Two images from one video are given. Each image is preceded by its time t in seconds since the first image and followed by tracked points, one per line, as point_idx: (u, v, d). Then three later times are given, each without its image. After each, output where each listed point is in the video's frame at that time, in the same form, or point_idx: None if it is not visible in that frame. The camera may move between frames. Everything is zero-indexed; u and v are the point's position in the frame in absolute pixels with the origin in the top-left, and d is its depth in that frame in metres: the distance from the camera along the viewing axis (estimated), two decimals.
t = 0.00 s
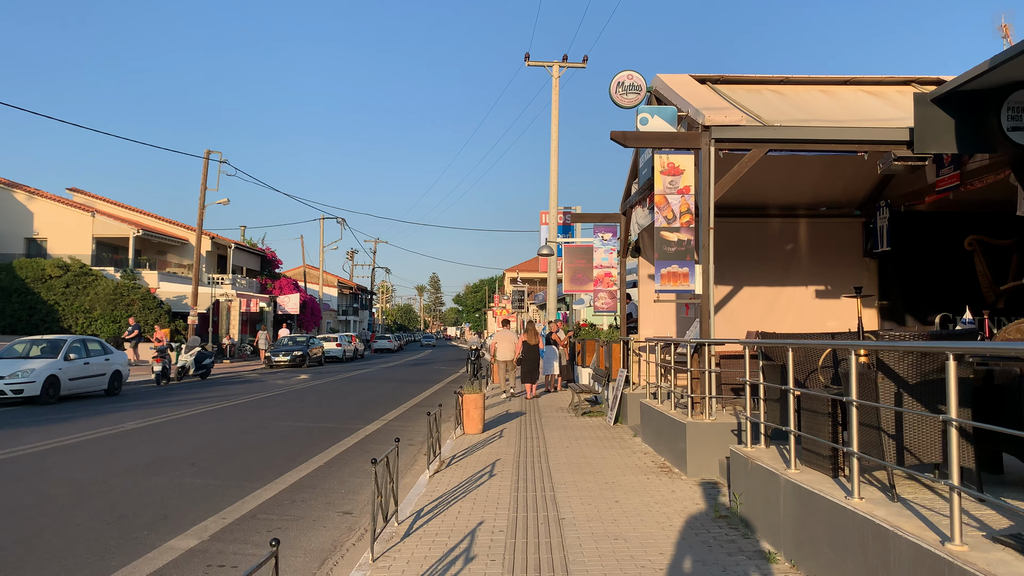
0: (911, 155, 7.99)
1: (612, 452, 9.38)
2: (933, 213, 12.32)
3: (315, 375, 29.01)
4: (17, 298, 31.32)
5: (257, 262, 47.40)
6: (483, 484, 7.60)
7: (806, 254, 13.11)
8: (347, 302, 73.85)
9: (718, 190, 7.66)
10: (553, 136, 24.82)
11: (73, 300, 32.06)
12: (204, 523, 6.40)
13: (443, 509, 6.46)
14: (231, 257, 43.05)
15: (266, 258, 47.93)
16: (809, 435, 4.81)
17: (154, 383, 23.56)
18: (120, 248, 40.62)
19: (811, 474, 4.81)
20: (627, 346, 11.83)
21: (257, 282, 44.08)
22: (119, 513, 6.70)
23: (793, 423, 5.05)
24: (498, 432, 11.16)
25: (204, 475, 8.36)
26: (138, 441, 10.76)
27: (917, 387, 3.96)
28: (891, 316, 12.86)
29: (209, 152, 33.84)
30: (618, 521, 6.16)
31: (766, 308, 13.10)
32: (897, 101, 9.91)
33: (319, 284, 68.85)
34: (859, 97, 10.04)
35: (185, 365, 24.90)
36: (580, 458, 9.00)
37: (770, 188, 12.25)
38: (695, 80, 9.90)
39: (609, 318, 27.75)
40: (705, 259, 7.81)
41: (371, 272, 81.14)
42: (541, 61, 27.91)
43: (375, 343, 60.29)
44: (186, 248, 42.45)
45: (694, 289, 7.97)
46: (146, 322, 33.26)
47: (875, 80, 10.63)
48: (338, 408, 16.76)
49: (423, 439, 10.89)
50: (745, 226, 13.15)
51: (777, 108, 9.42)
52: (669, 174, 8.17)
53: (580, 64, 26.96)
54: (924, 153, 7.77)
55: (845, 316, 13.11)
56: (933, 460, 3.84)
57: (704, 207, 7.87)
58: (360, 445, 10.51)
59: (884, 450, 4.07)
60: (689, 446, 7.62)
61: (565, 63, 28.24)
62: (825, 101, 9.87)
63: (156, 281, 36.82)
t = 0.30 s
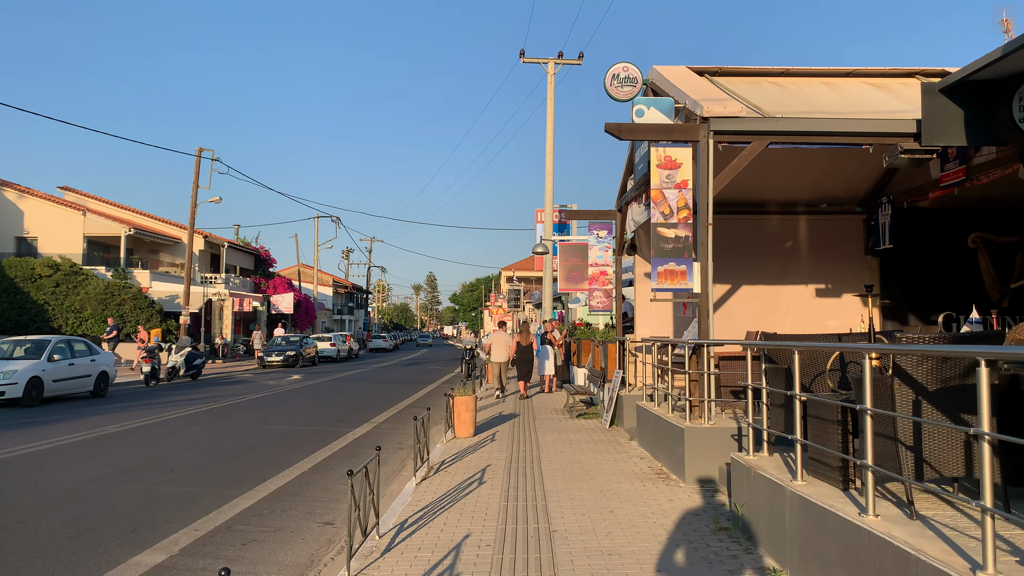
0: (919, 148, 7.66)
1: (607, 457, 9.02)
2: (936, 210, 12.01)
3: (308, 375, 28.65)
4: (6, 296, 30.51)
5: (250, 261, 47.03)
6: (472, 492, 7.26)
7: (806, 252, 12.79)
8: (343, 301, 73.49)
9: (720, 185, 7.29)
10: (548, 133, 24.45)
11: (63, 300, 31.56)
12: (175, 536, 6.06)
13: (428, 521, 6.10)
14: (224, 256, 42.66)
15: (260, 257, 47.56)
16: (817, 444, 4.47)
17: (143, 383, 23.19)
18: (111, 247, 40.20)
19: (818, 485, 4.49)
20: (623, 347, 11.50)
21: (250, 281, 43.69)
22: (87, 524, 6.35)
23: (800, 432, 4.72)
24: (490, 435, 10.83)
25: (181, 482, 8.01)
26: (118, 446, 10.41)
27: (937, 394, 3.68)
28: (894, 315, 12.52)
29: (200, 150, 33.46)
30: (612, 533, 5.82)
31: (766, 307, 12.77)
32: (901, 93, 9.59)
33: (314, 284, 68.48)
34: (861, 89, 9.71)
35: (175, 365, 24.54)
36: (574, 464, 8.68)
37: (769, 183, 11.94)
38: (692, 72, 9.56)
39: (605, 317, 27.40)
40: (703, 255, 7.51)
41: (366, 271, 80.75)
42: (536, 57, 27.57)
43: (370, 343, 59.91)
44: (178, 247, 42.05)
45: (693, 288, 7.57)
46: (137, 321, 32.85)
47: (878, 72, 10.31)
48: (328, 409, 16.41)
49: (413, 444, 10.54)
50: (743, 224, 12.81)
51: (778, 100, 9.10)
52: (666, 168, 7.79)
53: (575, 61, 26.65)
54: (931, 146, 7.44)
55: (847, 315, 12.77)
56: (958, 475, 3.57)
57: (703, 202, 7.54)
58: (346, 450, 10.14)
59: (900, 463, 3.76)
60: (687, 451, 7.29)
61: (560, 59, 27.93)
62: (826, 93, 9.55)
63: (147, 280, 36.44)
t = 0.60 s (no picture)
0: (931, 135, 7.29)
1: (603, 460, 8.65)
2: (944, 204, 11.66)
3: (301, 374, 28.24)
4: None
5: (245, 259, 46.60)
6: (460, 498, 6.88)
7: (809, 247, 12.43)
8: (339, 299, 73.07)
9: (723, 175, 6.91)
10: (545, 127, 24.06)
11: (54, 297, 31.10)
12: (141, 546, 5.67)
13: (413, 531, 5.71)
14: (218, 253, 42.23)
15: (255, 254, 47.15)
16: (831, 450, 4.09)
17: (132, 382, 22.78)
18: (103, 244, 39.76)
19: (832, 495, 4.10)
20: (620, 345, 11.13)
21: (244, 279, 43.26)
22: (49, 533, 5.96)
23: (811, 436, 4.35)
24: (483, 436, 10.45)
25: (157, 486, 7.63)
26: (95, 447, 10.01)
27: (967, 397, 3.26)
28: (900, 312, 12.16)
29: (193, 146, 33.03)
30: (609, 543, 5.45)
31: (767, 304, 12.42)
32: (910, 81, 9.23)
33: (309, 282, 68.02)
34: (869, 77, 9.35)
35: (165, 363, 24.12)
36: (569, 467, 8.30)
37: (771, 176, 11.60)
38: (693, 58, 9.18)
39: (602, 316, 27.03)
40: (704, 247, 7.14)
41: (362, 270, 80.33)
42: (533, 52, 27.20)
43: (366, 341, 59.50)
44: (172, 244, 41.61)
45: (694, 283, 7.21)
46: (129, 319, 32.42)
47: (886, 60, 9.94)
48: (319, 409, 16.02)
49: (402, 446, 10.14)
50: (745, 218, 12.45)
51: (782, 88, 8.72)
52: (666, 157, 7.42)
53: (573, 56, 26.30)
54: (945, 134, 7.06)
55: (851, 312, 12.40)
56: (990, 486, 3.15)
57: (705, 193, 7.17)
58: (332, 453, 9.75)
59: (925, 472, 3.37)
60: (687, 454, 6.92)
61: (558, 54, 27.57)
62: (833, 81, 9.18)
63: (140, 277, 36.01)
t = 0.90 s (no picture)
0: (947, 129, 6.95)
1: (603, 468, 8.30)
2: (953, 202, 11.33)
3: (297, 373, 27.89)
4: None
5: (241, 257, 46.26)
6: (452, 510, 6.53)
7: (814, 246, 12.09)
8: (337, 297, 72.69)
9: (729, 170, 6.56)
10: (544, 124, 23.70)
11: (46, 296, 30.67)
12: (111, 564, 5.32)
13: (401, 548, 5.36)
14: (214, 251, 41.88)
15: (251, 252, 46.80)
16: (852, 468, 3.77)
17: (124, 382, 22.41)
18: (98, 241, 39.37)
19: (852, 517, 3.78)
20: (620, 347, 10.79)
21: (240, 277, 42.91)
22: (15, 549, 5.61)
23: (828, 452, 4.03)
24: (478, 441, 10.11)
25: (135, 496, 7.29)
26: (76, 451, 9.66)
27: (1008, 415, 2.99)
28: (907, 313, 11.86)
29: (188, 143, 32.66)
30: (608, 562, 5.11)
31: (771, 304, 12.09)
32: (921, 74, 8.88)
33: (307, 280, 67.70)
34: (878, 69, 9.00)
35: (158, 363, 23.77)
36: (567, 476, 7.96)
37: (776, 171, 11.26)
38: (696, 49, 8.83)
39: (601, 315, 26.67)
40: (708, 246, 6.82)
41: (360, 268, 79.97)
42: (531, 48, 26.86)
43: (364, 340, 59.16)
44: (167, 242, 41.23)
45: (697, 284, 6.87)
46: (123, 318, 32.04)
47: (895, 53, 9.60)
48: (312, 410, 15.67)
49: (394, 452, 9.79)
50: (748, 217, 12.10)
51: (789, 80, 8.38)
52: (668, 151, 7.05)
53: (573, 52, 26.05)
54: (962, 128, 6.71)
55: (857, 313, 12.07)
56: None
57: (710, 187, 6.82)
58: (321, 459, 9.40)
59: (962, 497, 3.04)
60: (691, 464, 6.59)
61: (557, 50, 27.23)
62: (841, 74, 8.83)
63: (134, 275, 35.65)
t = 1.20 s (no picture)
0: (972, 115, 6.62)
1: (608, 472, 7.94)
2: (968, 196, 10.95)
3: (295, 374, 27.52)
4: None
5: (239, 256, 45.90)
6: (450, 518, 6.17)
7: (824, 241, 11.72)
8: (336, 297, 72.33)
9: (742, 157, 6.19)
10: (544, 121, 23.33)
11: (41, 296, 30.33)
12: None
13: (394, 561, 5.00)
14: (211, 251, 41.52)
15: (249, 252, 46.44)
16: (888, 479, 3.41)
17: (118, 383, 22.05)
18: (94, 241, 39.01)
19: (890, 531, 3.41)
20: (625, 346, 10.43)
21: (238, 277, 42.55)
22: None
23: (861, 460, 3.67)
24: (478, 444, 9.75)
25: (117, 504, 6.94)
26: (60, 455, 9.30)
27: None
28: (920, 311, 11.51)
29: (183, 141, 32.29)
30: None
31: (779, 302, 11.73)
32: (939, 60, 8.51)
33: (306, 279, 67.32)
34: (894, 56, 8.63)
35: (153, 364, 23.41)
36: (572, 481, 7.59)
37: (785, 163, 10.88)
38: (704, 35, 8.46)
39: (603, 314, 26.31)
40: (719, 238, 6.48)
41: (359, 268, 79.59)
42: (531, 43, 26.47)
43: (363, 340, 58.81)
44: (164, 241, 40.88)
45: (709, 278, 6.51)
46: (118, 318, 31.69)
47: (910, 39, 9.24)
48: (308, 412, 15.30)
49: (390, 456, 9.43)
50: (756, 211, 11.74)
51: (803, 66, 8.01)
52: (678, 139, 6.69)
53: (574, 47, 25.66)
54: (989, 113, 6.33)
55: (869, 311, 11.71)
56: None
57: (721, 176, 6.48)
58: (315, 463, 9.04)
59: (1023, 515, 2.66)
60: (703, 469, 6.23)
61: (557, 45, 26.85)
62: (855, 60, 8.47)
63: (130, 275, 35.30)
